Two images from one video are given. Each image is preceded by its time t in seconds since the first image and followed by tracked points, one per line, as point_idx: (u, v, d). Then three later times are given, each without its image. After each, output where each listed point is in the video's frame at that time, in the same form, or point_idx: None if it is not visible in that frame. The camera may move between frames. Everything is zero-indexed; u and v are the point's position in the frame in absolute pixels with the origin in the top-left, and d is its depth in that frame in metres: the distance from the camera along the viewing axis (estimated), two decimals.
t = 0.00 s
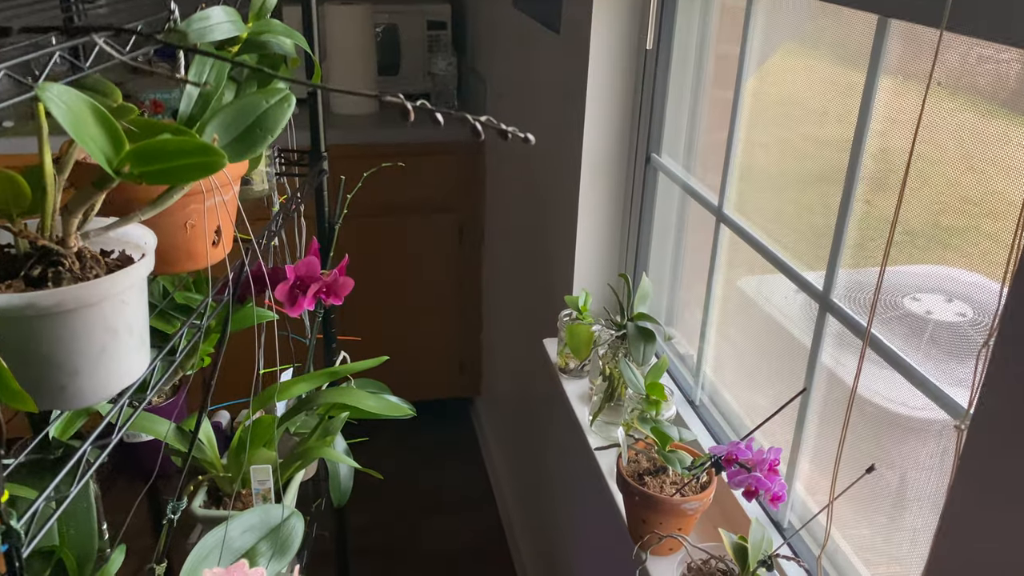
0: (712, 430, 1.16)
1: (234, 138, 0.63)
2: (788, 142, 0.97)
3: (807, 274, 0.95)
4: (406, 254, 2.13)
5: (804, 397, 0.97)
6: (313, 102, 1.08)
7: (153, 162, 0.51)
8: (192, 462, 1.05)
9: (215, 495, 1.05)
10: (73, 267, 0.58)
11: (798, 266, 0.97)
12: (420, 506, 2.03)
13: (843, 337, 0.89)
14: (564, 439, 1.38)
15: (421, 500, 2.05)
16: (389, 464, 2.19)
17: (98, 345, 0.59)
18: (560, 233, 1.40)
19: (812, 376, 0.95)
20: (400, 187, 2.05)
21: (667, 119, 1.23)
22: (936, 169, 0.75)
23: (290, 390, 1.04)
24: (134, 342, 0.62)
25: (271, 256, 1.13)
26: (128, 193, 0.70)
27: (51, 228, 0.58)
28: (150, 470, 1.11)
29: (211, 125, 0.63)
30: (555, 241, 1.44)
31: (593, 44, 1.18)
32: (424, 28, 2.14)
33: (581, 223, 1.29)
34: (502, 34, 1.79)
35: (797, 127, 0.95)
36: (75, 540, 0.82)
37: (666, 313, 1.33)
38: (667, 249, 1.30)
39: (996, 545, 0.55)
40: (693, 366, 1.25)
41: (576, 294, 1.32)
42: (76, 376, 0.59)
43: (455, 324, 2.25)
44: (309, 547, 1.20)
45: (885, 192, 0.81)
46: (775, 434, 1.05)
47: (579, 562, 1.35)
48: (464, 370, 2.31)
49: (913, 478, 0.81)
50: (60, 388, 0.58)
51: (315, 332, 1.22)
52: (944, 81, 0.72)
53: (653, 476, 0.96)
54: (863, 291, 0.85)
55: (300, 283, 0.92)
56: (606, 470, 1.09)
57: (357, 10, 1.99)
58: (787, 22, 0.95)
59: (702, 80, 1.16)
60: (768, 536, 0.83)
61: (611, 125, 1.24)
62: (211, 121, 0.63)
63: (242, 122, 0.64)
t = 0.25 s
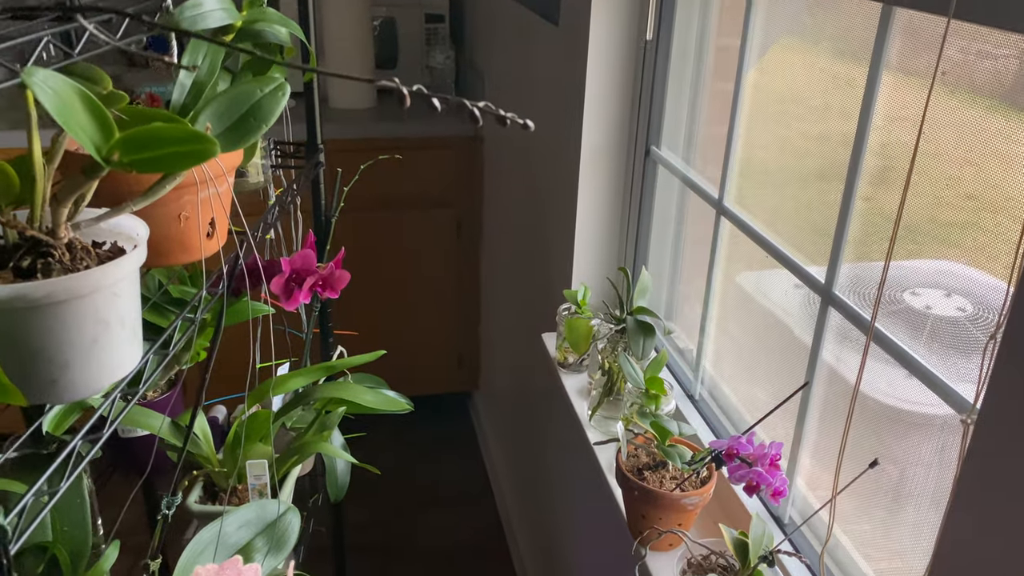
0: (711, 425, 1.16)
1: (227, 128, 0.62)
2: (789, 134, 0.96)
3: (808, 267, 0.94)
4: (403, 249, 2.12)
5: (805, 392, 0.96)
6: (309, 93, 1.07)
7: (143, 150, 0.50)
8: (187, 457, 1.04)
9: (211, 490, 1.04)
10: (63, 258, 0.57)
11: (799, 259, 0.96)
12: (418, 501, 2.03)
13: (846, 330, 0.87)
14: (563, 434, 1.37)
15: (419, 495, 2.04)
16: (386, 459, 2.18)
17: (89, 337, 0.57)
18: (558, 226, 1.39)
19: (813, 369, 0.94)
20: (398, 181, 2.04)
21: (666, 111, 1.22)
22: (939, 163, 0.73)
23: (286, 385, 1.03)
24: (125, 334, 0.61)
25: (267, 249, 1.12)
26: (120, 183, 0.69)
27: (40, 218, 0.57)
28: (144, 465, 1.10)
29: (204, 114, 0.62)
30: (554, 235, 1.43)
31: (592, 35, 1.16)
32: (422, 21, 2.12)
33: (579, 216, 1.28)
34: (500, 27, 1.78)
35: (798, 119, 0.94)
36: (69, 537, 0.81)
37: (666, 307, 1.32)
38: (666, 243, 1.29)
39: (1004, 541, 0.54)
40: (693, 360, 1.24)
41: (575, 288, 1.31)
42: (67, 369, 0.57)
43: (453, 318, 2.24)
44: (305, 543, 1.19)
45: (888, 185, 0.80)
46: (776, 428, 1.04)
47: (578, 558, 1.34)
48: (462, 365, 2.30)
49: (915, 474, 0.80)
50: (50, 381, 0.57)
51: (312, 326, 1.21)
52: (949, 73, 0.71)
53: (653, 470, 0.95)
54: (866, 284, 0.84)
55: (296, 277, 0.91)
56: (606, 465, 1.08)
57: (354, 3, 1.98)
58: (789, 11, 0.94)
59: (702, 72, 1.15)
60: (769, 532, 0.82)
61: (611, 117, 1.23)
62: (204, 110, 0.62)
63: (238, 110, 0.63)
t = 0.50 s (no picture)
0: (710, 416, 1.15)
1: (223, 113, 0.61)
2: (790, 124, 0.95)
3: (809, 257, 0.93)
4: (401, 242, 2.11)
5: (805, 383, 0.95)
6: (306, 82, 1.06)
7: (136, 134, 0.50)
8: (184, 448, 1.04)
9: (209, 482, 1.04)
10: (57, 245, 0.56)
11: (800, 250, 0.95)
12: (416, 494, 2.02)
13: (846, 320, 0.87)
14: (562, 425, 1.36)
15: (417, 488, 2.04)
16: (384, 452, 2.18)
17: (83, 324, 0.57)
18: (557, 218, 1.39)
19: (814, 360, 0.93)
20: (396, 173, 2.03)
21: (666, 102, 1.22)
22: (939, 154, 0.73)
23: (283, 375, 1.02)
24: (121, 322, 0.61)
25: (264, 240, 1.11)
26: (115, 170, 0.68)
27: (34, 205, 0.56)
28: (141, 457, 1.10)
29: (199, 99, 0.61)
30: (553, 226, 1.42)
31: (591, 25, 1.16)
32: (420, 12, 2.11)
33: (579, 207, 1.27)
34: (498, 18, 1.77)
35: (799, 109, 0.93)
36: (65, 528, 0.81)
37: (665, 298, 1.32)
38: (666, 234, 1.28)
39: (1007, 531, 0.53)
40: (692, 352, 1.24)
41: (575, 280, 1.31)
42: (62, 356, 0.57)
43: (452, 311, 2.23)
44: (304, 534, 1.19)
45: (891, 175, 0.79)
46: (776, 420, 1.03)
47: (577, 550, 1.34)
48: (461, 358, 2.30)
49: (916, 465, 0.79)
50: (44, 369, 0.56)
51: (309, 318, 1.20)
52: (951, 63, 0.70)
53: (652, 462, 0.95)
54: (868, 275, 0.83)
55: (293, 266, 0.90)
56: (605, 457, 1.08)
57: None
58: None
59: (702, 62, 1.14)
60: (769, 523, 0.81)
61: (610, 107, 1.22)
62: (200, 95, 0.61)
63: (234, 95, 0.62)
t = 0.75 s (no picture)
0: (708, 409, 1.15)
1: (219, 102, 0.61)
2: (788, 118, 0.95)
3: (807, 249, 0.93)
4: (399, 234, 2.11)
5: (804, 374, 0.95)
6: (303, 72, 1.06)
7: (130, 121, 0.49)
8: (181, 440, 1.04)
9: (205, 473, 1.03)
10: (51, 232, 0.55)
11: (799, 241, 0.95)
12: (414, 487, 2.02)
13: (844, 311, 0.87)
14: (559, 418, 1.36)
15: (415, 482, 2.04)
16: (382, 445, 2.18)
17: (78, 312, 0.56)
18: (556, 211, 1.39)
19: (812, 352, 0.93)
20: (394, 165, 2.02)
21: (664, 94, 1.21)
22: (939, 149, 0.73)
23: (280, 367, 1.02)
24: (116, 311, 0.60)
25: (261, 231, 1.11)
26: (110, 158, 0.67)
27: (28, 192, 0.56)
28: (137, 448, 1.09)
29: (195, 86, 0.60)
30: (551, 219, 1.42)
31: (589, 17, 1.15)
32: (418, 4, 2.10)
33: (577, 200, 1.27)
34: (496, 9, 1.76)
35: (797, 102, 0.93)
36: (61, 519, 0.81)
37: (663, 291, 1.32)
38: (664, 226, 1.28)
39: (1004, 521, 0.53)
40: (690, 344, 1.24)
41: (573, 272, 1.31)
42: (56, 345, 0.56)
43: (449, 304, 2.23)
44: (300, 526, 1.19)
45: (890, 169, 0.79)
46: (773, 412, 1.03)
47: (574, 542, 1.34)
48: (459, 351, 2.30)
49: (914, 458, 0.79)
50: (38, 358, 0.56)
51: (307, 310, 1.20)
52: (951, 59, 0.70)
53: (650, 453, 0.95)
54: (868, 267, 0.83)
55: (290, 257, 0.90)
56: (602, 449, 1.08)
57: None
58: None
59: (701, 53, 1.14)
60: (767, 515, 0.81)
61: (608, 99, 1.22)
62: (195, 82, 0.60)
63: (230, 83, 0.61)
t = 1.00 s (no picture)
0: (706, 401, 1.15)
1: (217, 89, 0.61)
2: (788, 110, 0.95)
3: (806, 240, 0.93)
4: (398, 227, 2.11)
5: (802, 366, 0.95)
6: (302, 62, 1.05)
7: (128, 105, 0.49)
8: (178, 430, 1.04)
9: (203, 464, 1.03)
10: (48, 219, 0.55)
11: (798, 232, 0.94)
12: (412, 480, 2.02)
13: (843, 303, 0.86)
14: (558, 410, 1.36)
15: (413, 474, 2.04)
16: (380, 438, 2.18)
17: (74, 299, 0.56)
18: (555, 203, 1.38)
19: (811, 343, 0.93)
20: (392, 158, 2.02)
21: (664, 86, 1.21)
22: (938, 142, 0.72)
23: (279, 357, 1.02)
24: (113, 299, 0.60)
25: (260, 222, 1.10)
26: (107, 145, 0.67)
27: (24, 178, 0.55)
28: (135, 438, 1.09)
29: (192, 73, 0.60)
30: (550, 211, 1.42)
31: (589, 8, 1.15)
32: None
33: (576, 191, 1.27)
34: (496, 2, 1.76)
35: (797, 95, 0.93)
36: (58, 508, 0.80)
37: (662, 283, 1.32)
38: (663, 218, 1.27)
39: (1001, 510, 0.53)
40: (689, 337, 1.24)
41: (571, 264, 1.31)
42: (53, 332, 0.56)
43: (448, 297, 2.23)
44: (299, 517, 1.19)
45: (889, 162, 0.78)
46: (771, 404, 1.03)
47: (572, 534, 1.34)
48: (457, 345, 2.30)
49: (912, 450, 0.79)
50: (35, 345, 0.56)
51: (305, 301, 1.20)
52: (951, 53, 0.70)
53: (648, 445, 0.95)
54: (867, 260, 0.83)
55: (288, 247, 0.90)
56: (600, 441, 1.08)
57: None
58: None
59: (701, 45, 1.13)
60: (765, 507, 0.81)
61: (608, 90, 1.22)
62: (193, 70, 0.60)
63: (228, 70, 0.61)
